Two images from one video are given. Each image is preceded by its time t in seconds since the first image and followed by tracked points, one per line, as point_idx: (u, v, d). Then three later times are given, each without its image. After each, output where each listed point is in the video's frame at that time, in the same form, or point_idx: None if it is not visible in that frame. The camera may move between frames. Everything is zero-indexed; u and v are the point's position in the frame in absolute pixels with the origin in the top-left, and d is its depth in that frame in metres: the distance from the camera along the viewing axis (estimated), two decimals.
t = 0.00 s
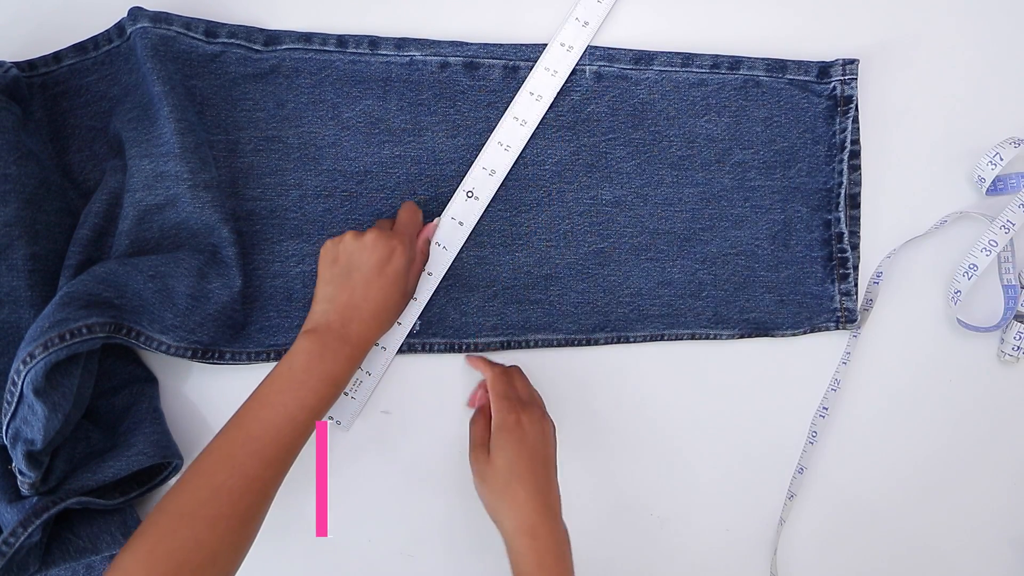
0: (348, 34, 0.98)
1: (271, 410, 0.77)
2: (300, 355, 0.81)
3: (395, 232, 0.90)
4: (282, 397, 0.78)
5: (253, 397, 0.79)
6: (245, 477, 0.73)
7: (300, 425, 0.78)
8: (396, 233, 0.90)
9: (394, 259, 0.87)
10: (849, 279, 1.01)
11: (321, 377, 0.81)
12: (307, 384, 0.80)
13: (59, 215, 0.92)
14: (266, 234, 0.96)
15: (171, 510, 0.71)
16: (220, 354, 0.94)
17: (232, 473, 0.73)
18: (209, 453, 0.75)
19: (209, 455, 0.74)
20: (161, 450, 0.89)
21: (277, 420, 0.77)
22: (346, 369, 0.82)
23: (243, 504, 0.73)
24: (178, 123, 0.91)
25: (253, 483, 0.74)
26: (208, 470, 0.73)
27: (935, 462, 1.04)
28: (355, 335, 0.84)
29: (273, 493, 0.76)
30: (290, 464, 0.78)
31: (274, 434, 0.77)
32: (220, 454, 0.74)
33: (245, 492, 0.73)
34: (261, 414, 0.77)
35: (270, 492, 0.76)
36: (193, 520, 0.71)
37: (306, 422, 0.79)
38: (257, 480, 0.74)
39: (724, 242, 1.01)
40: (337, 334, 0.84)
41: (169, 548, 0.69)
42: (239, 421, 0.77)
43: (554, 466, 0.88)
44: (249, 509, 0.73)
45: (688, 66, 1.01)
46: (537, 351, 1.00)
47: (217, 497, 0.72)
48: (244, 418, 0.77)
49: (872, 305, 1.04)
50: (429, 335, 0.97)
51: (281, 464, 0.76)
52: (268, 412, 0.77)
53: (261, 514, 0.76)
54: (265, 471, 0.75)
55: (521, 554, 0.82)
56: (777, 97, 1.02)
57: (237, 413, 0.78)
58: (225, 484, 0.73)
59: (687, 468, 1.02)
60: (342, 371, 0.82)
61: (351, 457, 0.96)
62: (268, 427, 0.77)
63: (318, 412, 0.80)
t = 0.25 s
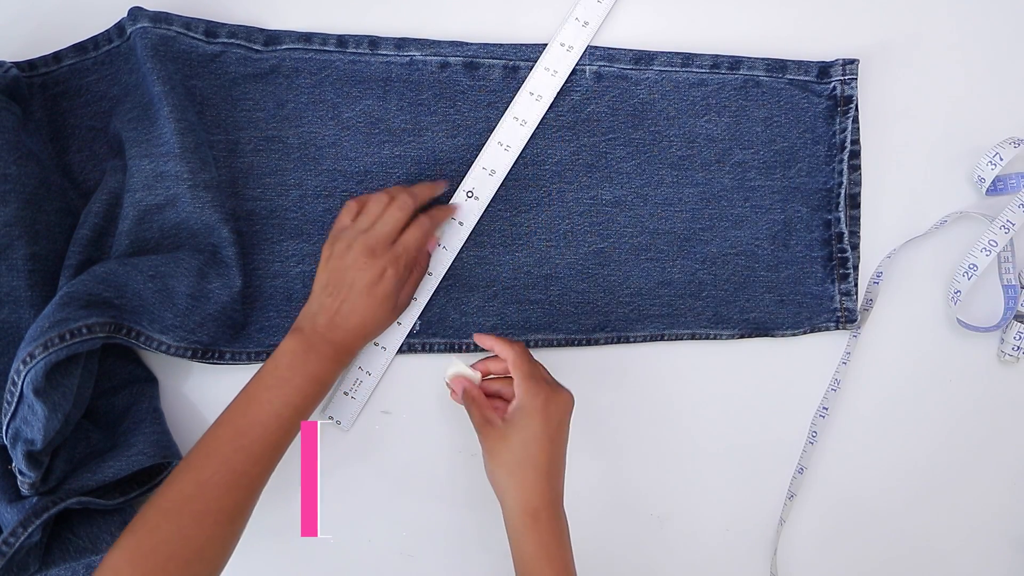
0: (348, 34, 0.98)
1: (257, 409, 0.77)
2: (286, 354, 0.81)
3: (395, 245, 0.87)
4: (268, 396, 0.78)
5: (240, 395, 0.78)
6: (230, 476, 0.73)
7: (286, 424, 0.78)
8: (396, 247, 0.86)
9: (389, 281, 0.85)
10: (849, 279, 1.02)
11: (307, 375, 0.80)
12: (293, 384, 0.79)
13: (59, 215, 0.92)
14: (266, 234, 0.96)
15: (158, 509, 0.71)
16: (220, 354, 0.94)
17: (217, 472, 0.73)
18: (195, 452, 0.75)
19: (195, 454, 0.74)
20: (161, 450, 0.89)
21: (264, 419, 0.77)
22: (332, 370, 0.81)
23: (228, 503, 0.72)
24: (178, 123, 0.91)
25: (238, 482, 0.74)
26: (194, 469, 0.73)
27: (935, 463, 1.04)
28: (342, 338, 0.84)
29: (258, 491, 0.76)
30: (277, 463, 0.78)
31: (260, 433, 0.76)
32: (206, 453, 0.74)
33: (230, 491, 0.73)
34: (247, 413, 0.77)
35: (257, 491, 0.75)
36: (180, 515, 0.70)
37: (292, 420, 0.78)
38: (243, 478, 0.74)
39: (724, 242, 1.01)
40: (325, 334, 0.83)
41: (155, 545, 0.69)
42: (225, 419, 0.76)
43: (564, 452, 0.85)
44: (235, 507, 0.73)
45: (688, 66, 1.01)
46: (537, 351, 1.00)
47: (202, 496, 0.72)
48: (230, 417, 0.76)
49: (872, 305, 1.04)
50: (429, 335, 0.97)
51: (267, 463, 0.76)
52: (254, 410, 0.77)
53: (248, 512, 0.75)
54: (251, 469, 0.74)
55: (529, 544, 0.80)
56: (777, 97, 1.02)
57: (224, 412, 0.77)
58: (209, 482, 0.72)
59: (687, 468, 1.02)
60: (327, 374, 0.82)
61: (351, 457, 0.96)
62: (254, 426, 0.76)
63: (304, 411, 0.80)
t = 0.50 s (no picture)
0: (348, 34, 0.98)
1: (258, 399, 0.78)
2: (288, 346, 0.83)
3: (411, 252, 0.90)
4: (269, 387, 0.79)
5: (241, 386, 0.80)
6: (230, 465, 0.74)
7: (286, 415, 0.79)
8: (412, 253, 0.89)
9: (399, 287, 0.88)
10: (849, 279, 1.02)
11: (307, 367, 0.82)
12: (293, 376, 0.81)
13: (59, 215, 0.92)
14: (266, 234, 0.96)
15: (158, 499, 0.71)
16: (220, 354, 0.94)
17: (217, 460, 0.74)
18: (196, 443, 0.75)
19: (196, 444, 0.75)
20: (161, 450, 0.89)
21: (264, 409, 0.78)
22: (332, 363, 0.84)
23: (228, 491, 0.73)
24: (178, 122, 0.91)
25: (238, 470, 0.74)
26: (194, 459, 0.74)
27: (935, 462, 1.04)
28: (342, 332, 0.86)
29: (257, 482, 0.77)
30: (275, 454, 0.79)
31: (260, 423, 0.77)
32: (208, 442, 0.75)
33: (230, 480, 0.73)
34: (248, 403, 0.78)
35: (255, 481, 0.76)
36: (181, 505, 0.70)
37: (292, 411, 0.80)
38: (244, 467, 0.75)
39: (724, 242, 1.01)
40: (327, 328, 0.85)
41: (155, 535, 0.69)
42: (227, 409, 0.78)
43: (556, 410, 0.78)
44: (234, 496, 0.73)
45: (688, 65, 1.01)
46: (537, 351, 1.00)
47: (202, 484, 0.72)
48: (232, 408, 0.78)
49: (873, 305, 1.04)
50: (429, 335, 0.97)
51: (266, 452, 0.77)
52: (255, 400, 0.78)
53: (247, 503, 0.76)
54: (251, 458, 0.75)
55: (528, 491, 0.72)
56: (777, 97, 1.02)
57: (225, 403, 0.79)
58: (209, 473, 0.73)
59: (687, 468, 1.02)
60: (327, 367, 0.84)
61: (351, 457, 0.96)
62: (255, 417, 0.77)
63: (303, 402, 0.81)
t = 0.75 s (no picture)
0: (348, 34, 0.98)
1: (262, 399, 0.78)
2: (291, 346, 0.83)
3: (412, 251, 0.89)
4: (273, 387, 0.80)
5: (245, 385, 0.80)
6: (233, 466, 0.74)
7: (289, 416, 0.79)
8: (413, 252, 0.89)
9: (400, 286, 0.87)
10: (849, 279, 1.02)
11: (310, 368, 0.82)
12: (297, 376, 0.81)
13: (59, 215, 0.92)
14: (266, 234, 0.96)
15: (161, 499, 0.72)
16: (220, 354, 0.94)
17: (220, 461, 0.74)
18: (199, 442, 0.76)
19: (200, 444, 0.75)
20: (161, 450, 0.89)
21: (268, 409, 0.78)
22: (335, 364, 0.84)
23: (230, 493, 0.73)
24: (178, 122, 0.91)
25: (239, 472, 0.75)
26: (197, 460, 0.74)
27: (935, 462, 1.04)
28: (345, 332, 0.86)
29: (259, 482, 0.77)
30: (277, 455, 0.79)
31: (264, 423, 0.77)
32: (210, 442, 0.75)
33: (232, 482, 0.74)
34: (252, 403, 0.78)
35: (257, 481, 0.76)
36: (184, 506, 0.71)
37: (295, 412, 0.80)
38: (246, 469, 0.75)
39: (724, 242, 1.01)
40: (329, 328, 0.85)
41: (157, 536, 0.69)
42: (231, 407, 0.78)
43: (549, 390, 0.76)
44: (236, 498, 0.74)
45: (688, 65, 1.01)
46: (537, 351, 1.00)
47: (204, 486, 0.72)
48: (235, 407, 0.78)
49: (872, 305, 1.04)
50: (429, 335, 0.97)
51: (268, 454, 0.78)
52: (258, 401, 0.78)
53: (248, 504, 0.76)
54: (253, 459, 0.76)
55: (538, 445, 0.73)
56: (777, 97, 1.02)
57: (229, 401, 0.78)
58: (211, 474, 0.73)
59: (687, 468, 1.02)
60: (331, 366, 0.84)
61: (352, 457, 0.97)
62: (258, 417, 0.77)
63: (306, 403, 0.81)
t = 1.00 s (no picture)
0: (348, 34, 0.98)
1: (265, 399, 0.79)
2: (292, 347, 0.83)
3: (412, 251, 0.89)
4: (274, 387, 0.80)
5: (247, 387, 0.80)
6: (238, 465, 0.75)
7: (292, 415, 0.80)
8: (412, 251, 0.89)
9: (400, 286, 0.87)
10: (849, 279, 1.02)
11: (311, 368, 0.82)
12: (298, 377, 0.81)
13: (59, 215, 0.92)
14: (266, 234, 0.96)
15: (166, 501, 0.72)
16: (220, 354, 0.94)
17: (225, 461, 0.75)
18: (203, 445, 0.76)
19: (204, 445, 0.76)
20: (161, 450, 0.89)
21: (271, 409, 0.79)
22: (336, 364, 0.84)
23: (235, 491, 0.74)
24: (178, 122, 0.91)
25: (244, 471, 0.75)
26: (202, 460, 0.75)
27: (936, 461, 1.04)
28: (346, 333, 0.86)
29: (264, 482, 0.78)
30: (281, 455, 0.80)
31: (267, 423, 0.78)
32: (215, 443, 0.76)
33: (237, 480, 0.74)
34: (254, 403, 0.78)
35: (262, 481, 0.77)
36: (192, 507, 0.71)
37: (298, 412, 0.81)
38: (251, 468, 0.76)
39: (724, 242, 1.01)
40: (330, 328, 0.86)
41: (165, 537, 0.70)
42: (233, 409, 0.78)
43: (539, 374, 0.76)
44: (242, 497, 0.74)
45: (687, 66, 1.01)
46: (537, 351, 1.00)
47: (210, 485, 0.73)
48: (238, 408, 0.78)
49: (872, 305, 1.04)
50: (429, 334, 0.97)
51: (272, 453, 0.78)
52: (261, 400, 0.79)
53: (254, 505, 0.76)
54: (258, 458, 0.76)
55: (538, 428, 0.73)
56: (777, 97, 1.02)
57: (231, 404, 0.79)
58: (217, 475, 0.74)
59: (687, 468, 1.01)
60: (332, 367, 0.84)
61: (352, 457, 0.97)
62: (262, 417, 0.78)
63: (308, 403, 0.82)
